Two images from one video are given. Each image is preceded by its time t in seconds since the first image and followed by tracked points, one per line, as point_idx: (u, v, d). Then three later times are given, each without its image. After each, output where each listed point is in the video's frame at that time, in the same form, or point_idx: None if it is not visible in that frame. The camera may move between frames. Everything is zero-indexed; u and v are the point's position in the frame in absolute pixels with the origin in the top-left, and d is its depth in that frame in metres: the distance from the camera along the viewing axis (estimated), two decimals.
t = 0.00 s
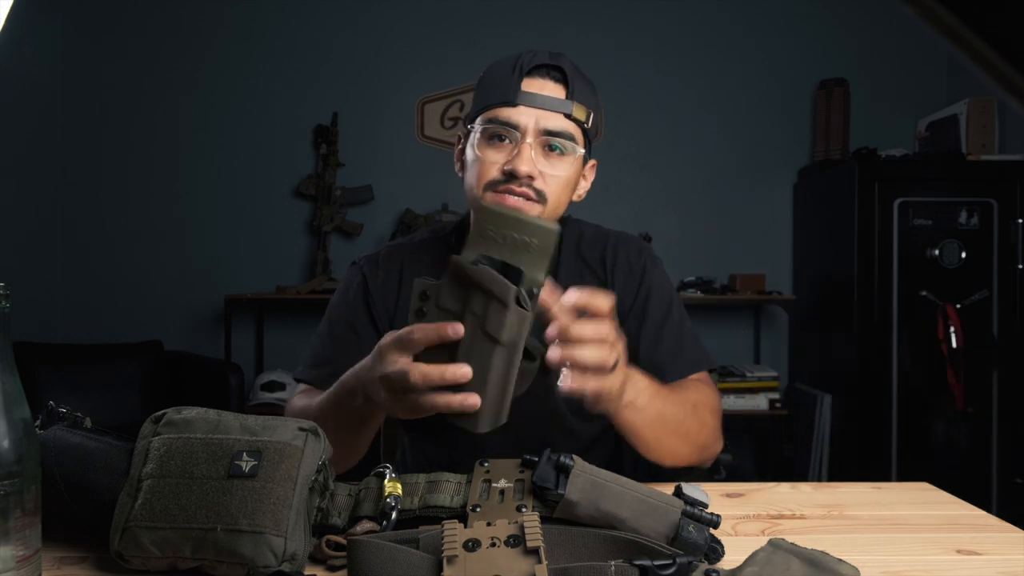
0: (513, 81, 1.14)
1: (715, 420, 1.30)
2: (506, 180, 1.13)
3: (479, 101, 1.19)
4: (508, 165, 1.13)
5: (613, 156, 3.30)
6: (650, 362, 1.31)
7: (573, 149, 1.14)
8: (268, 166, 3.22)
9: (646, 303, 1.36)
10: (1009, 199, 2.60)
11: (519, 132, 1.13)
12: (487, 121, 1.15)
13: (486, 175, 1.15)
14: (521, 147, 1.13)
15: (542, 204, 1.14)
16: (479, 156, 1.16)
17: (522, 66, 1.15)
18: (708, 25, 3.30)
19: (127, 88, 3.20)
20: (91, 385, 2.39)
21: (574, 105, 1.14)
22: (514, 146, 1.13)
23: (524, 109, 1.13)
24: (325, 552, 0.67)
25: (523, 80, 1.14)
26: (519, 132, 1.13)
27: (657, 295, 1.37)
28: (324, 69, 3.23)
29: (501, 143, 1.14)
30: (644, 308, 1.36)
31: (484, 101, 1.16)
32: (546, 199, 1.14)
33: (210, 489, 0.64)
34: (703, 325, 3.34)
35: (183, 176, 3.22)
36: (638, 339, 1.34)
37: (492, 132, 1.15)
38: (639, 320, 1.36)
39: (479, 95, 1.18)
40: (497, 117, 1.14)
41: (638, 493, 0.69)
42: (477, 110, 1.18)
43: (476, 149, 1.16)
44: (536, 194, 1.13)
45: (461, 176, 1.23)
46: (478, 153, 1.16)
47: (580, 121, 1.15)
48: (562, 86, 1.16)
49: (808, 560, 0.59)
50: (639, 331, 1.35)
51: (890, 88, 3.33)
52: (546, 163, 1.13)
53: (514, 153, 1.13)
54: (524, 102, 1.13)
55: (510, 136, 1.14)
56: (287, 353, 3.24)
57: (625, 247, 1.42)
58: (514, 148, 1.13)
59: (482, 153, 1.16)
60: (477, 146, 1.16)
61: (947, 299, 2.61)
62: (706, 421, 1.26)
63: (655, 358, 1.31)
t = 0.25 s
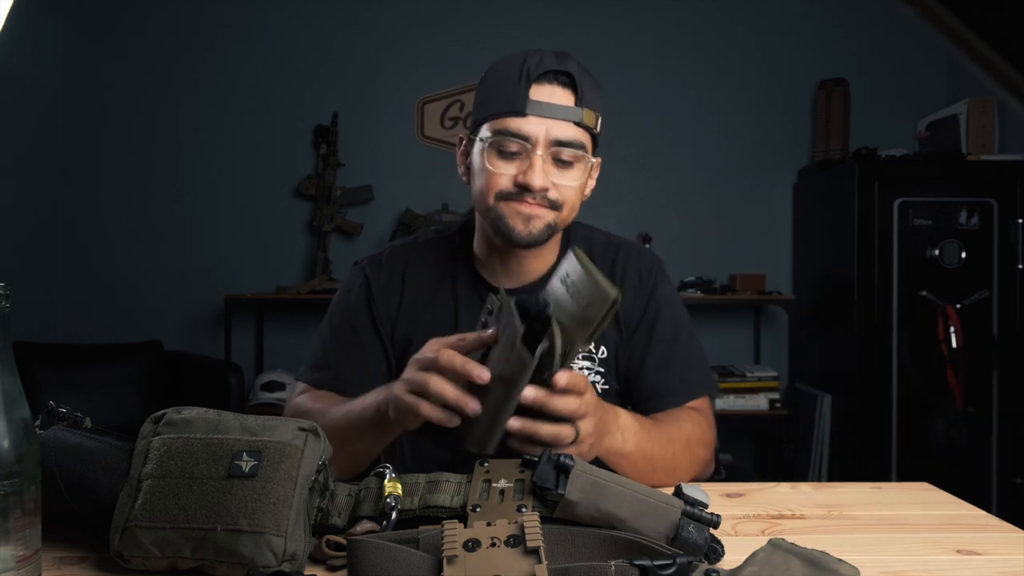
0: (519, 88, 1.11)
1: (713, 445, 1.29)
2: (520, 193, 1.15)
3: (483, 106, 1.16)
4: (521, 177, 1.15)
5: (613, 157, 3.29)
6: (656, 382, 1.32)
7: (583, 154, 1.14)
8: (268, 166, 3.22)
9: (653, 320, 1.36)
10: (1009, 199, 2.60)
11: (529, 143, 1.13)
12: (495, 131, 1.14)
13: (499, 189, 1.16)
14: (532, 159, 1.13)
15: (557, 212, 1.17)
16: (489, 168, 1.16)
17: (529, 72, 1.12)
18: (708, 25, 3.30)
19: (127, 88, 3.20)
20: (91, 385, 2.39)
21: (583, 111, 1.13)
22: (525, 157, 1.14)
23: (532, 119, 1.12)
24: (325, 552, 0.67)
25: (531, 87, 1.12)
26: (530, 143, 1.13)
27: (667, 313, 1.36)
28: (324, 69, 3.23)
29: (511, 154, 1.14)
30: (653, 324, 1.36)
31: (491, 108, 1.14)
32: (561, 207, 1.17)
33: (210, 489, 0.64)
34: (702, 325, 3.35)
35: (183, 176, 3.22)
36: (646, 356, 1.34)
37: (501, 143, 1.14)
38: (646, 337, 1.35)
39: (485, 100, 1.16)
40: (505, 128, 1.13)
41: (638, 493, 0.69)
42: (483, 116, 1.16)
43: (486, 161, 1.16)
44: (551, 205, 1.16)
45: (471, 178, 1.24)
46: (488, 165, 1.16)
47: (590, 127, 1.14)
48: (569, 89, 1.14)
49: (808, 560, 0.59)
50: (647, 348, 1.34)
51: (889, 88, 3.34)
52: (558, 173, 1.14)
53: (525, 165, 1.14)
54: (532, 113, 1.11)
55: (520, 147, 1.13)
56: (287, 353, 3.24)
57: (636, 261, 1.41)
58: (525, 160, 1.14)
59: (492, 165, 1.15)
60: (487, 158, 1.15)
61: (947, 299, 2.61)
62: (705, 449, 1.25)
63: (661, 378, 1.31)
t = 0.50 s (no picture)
0: (536, 106, 1.12)
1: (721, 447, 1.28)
2: (530, 214, 1.16)
3: (496, 122, 1.16)
4: (532, 198, 1.15)
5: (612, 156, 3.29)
6: (664, 386, 1.32)
7: (595, 176, 1.15)
8: (267, 166, 3.22)
9: (661, 322, 1.36)
10: (1009, 199, 2.60)
11: (542, 163, 1.13)
12: (509, 149, 1.14)
13: (510, 210, 1.17)
14: (544, 180, 1.14)
15: (565, 234, 1.19)
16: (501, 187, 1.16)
17: (547, 88, 1.13)
18: (708, 25, 3.30)
19: (127, 87, 3.19)
20: (91, 385, 2.39)
21: (598, 132, 1.14)
22: (537, 177, 1.14)
23: (546, 138, 1.12)
24: (325, 551, 0.67)
25: (548, 104, 1.13)
26: (543, 163, 1.13)
27: (674, 317, 1.36)
28: (324, 69, 3.23)
29: (523, 173, 1.15)
30: (660, 327, 1.36)
31: (505, 122, 1.15)
32: (569, 230, 1.19)
33: (210, 489, 0.64)
34: (702, 325, 3.35)
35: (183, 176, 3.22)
36: (653, 360, 1.34)
37: (513, 163, 1.14)
38: (654, 340, 1.35)
39: (498, 114, 1.16)
40: (519, 146, 1.13)
41: (638, 493, 0.69)
42: (496, 131, 1.16)
43: (498, 179, 1.16)
44: (560, 227, 1.17)
45: (481, 192, 1.24)
46: (500, 183, 1.16)
47: (604, 147, 1.15)
48: (586, 107, 1.15)
49: (807, 560, 0.59)
50: (654, 351, 1.35)
51: (889, 88, 3.33)
52: (570, 195, 1.15)
53: (537, 186, 1.15)
54: (547, 132, 1.12)
55: (533, 167, 1.14)
56: (287, 353, 3.24)
57: (642, 264, 1.40)
58: (537, 181, 1.14)
59: (504, 184, 1.16)
60: (499, 176, 1.16)
61: (947, 298, 2.61)
62: (712, 452, 1.24)
63: (669, 382, 1.32)
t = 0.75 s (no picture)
0: (542, 114, 1.12)
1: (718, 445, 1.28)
2: (531, 223, 1.17)
3: (503, 128, 1.16)
4: (534, 208, 1.16)
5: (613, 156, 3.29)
6: (663, 386, 1.32)
7: (599, 188, 1.16)
8: (267, 166, 3.22)
9: (660, 322, 1.36)
10: (1009, 199, 2.60)
11: (546, 173, 1.14)
12: (513, 158, 1.14)
13: (512, 218, 1.18)
14: (547, 191, 1.15)
15: (566, 243, 1.20)
16: (504, 194, 1.17)
17: (554, 97, 1.12)
18: (708, 25, 3.30)
19: (127, 87, 3.20)
20: (91, 385, 2.39)
21: (604, 143, 1.13)
22: (540, 186, 1.15)
23: (551, 147, 1.12)
24: (326, 551, 0.67)
25: (554, 114, 1.12)
26: (547, 173, 1.14)
27: (673, 317, 1.36)
28: (324, 69, 3.23)
29: (527, 182, 1.15)
30: (659, 327, 1.36)
31: (511, 129, 1.15)
32: (570, 240, 1.20)
33: (210, 489, 0.64)
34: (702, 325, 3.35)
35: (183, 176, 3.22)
36: (652, 360, 1.34)
37: (517, 172, 1.15)
38: (653, 340, 1.35)
39: (505, 121, 1.16)
40: (524, 155, 1.13)
41: (638, 493, 0.69)
42: (502, 138, 1.16)
43: (502, 187, 1.17)
44: (560, 237, 1.19)
45: (486, 196, 1.25)
46: (504, 190, 1.17)
47: (609, 158, 1.15)
48: (592, 117, 1.14)
49: (808, 560, 0.59)
50: (653, 352, 1.35)
51: (889, 88, 3.33)
52: (572, 206, 1.16)
53: (539, 197, 1.16)
54: (552, 142, 1.12)
55: (537, 176, 1.14)
56: (287, 353, 3.24)
57: (641, 265, 1.41)
58: (539, 192, 1.15)
59: (507, 192, 1.17)
60: (503, 184, 1.17)
61: (947, 299, 2.61)
62: (710, 452, 1.23)
63: (668, 381, 1.32)
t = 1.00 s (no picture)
0: (549, 111, 1.12)
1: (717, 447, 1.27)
2: (535, 218, 1.18)
3: (510, 125, 1.17)
4: (538, 204, 1.16)
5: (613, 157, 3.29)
6: (664, 384, 1.32)
7: (604, 186, 1.16)
8: (267, 166, 3.22)
9: (661, 322, 1.36)
10: (1009, 199, 2.60)
11: (551, 170, 1.14)
12: (519, 154, 1.15)
13: (516, 213, 1.19)
14: (551, 187, 1.15)
15: (570, 241, 1.20)
16: (509, 190, 1.18)
17: (561, 96, 1.13)
18: (708, 25, 3.30)
19: (127, 87, 3.19)
20: (91, 385, 2.39)
21: (609, 142, 1.14)
22: (546, 183, 1.15)
23: (557, 144, 1.13)
24: (326, 551, 0.67)
25: (560, 113, 1.13)
26: (552, 169, 1.14)
27: (675, 318, 1.37)
28: (324, 69, 3.23)
29: (532, 178, 1.16)
30: (659, 327, 1.36)
31: (518, 127, 1.15)
32: (574, 238, 1.20)
33: (210, 489, 0.64)
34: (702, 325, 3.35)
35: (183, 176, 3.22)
36: (654, 358, 1.34)
37: (523, 168, 1.16)
38: (654, 340, 1.36)
39: (512, 119, 1.17)
40: (530, 152, 1.14)
41: (638, 493, 0.69)
42: (509, 135, 1.17)
43: (507, 182, 1.18)
44: (564, 235, 1.18)
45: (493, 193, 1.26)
46: (509, 186, 1.18)
47: (615, 157, 1.15)
48: (598, 116, 1.15)
49: (807, 560, 0.59)
50: (654, 351, 1.35)
51: (889, 88, 3.33)
52: (576, 204, 1.16)
53: (543, 192, 1.16)
54: (557, 139, 1.12)
55: (542, 172, 1.15)
56: (287, 352, 3.24)
57: (644, 265, 1.42)
58: (544, 188, 1.16)
59: (512, 188, 1.18)
60: (509, 180, 1.17)
61: (947, 299, 2.61)
62: (708, 451, 1.22)
63: (669, 379, 1.32)
